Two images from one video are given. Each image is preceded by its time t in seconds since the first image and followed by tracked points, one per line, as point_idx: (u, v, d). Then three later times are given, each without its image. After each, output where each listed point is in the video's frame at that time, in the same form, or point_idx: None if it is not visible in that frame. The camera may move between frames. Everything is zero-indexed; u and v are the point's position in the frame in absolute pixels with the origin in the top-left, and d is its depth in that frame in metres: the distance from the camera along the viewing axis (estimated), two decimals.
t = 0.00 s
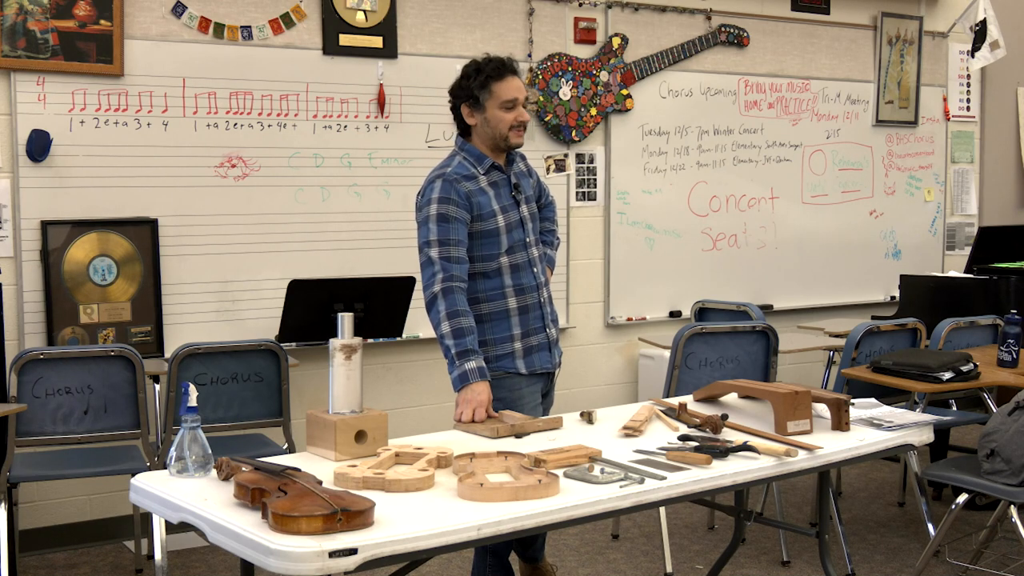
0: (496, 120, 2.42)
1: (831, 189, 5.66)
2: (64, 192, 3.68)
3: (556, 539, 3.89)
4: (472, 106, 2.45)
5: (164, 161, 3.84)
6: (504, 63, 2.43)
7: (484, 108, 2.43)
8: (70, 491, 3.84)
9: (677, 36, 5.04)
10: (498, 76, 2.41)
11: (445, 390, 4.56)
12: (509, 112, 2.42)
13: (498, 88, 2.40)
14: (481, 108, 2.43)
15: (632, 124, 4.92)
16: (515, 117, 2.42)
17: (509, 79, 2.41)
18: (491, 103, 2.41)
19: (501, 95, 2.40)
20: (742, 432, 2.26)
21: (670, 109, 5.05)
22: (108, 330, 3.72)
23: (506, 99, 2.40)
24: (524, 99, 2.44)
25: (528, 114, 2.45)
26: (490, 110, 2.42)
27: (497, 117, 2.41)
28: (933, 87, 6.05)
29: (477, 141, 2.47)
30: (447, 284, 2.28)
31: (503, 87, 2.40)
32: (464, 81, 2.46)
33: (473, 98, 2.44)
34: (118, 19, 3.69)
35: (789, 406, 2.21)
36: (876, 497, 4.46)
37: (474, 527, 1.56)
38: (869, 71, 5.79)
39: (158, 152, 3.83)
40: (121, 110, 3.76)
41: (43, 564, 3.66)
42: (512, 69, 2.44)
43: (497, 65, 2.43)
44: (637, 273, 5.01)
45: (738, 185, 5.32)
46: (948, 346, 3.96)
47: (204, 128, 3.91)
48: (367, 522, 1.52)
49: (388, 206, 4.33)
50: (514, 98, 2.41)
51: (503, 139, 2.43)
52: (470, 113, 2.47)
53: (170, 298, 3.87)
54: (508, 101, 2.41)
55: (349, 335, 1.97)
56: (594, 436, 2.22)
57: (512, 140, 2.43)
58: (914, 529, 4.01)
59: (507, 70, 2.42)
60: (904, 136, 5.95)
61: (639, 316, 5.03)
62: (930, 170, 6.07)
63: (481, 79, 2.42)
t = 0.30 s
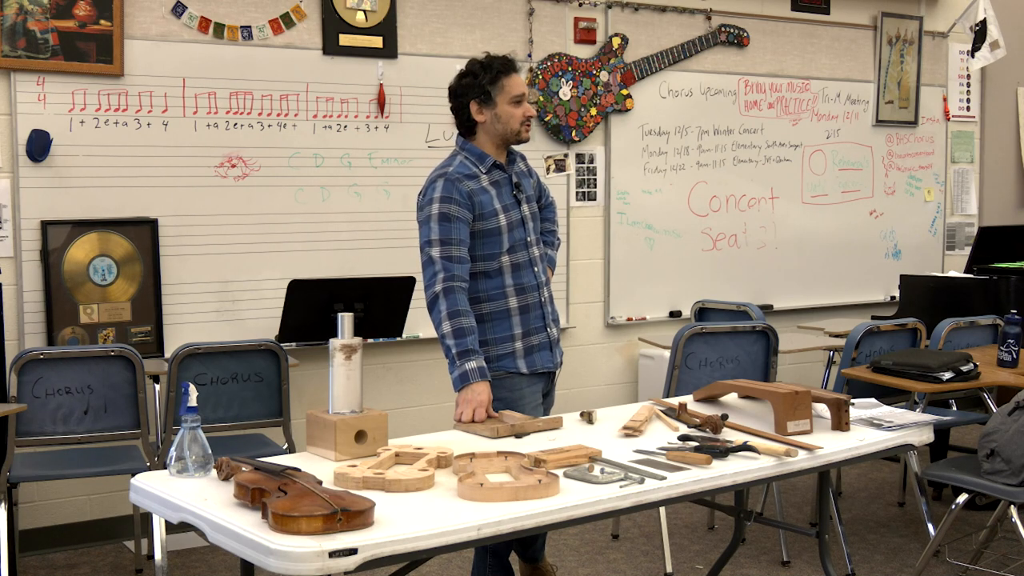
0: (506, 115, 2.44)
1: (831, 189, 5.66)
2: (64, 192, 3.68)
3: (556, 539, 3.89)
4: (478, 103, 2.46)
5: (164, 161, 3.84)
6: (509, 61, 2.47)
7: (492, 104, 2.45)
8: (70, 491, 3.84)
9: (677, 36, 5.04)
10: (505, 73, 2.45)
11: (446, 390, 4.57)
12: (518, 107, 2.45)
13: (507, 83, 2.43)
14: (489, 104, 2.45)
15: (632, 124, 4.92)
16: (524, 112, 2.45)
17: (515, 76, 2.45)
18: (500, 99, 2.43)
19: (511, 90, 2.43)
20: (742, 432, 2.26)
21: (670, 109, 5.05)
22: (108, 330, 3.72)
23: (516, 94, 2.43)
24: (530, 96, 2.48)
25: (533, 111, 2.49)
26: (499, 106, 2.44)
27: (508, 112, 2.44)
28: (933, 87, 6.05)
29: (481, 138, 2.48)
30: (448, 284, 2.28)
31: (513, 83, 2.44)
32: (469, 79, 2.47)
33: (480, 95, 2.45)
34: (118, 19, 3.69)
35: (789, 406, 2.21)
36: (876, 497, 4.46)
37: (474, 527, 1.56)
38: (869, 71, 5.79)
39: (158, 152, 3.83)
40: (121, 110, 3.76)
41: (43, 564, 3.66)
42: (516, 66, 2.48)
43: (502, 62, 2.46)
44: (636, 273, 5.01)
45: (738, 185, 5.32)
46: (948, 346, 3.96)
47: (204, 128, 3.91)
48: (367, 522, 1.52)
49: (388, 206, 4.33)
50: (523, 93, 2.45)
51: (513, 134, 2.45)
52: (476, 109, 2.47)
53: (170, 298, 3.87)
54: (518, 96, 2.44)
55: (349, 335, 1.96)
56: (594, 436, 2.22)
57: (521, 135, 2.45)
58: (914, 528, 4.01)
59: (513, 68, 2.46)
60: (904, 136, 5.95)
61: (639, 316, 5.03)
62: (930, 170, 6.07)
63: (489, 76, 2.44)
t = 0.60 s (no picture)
0: (503, 114, 2.43)
1: (831, 189, 5.66)
2: (64, 192, 3.68)
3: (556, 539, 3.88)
4: (479, 101, 2.46)
5: (164, 161, 3.84)
6: (511, 60, 2.46)
7: (492, 103, 2.44)
8: (70, 491, 3.84)
9: (677, 36, 5.04)
10: (506, 73, 2.44)
11: (446, 390, 4.57)
12: (516, 107, 2.44)
13: (504, 82, 2.42)
14: (488, 103, 2.44)
15: (632, 124, 4.92)
16: (522, 113, 2.44)
17: (513, 75, 2.44)
18: (496, 98, 2.43)
19: (507, 90, 2.42)
20: (742, 432, 2.26)
21: (670, 109, 5.05)
22: (108, 330, 3.72)
23: (514, 94, 2.42)
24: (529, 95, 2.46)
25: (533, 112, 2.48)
26: (497, 104, 2.43)
27: (504, 111, 2.43)
28: (933, 87, 6.05)
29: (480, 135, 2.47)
30: (447, 284, 2.28)
31: (509, 82, 2.43)
32: (469, 78, 2.48)
33: (480, 93, 2.45)
34: (118, 19, 3.69)
35: (788, 406, 2.21)
36: (876, 497, 4.46)
37: (474, 527, 1.56)
38: (869, 71, 5.79)
39: (158, 152, 3.83)
40: (121, 110, 3.76)
41: (43, 564, 3.66)
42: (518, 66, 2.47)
43: (504, 62, 2.46)
44: (636, 273, 5.01)
45: (738, 185, 5.32)
46: (948, 346, 3.96)
47: (204, 128, 3.91)
48: (367, 522, 1.52)
49: (388, 206, 4.33)
50: (521, 93, 2.44)
51: (509, 133, 2.44)
52: (476, 108, 2.47)
53: (170, 299, 3.87)
54: (516, 96, 2.43)
55: (349, 335, 1.96)
56: (594, 436, 2.22)
57: (517, 135, 2.44)
58: (914, 529, 4.01)
59: (514, 68, 2.45)
60: (904, 136, 5.95)
61: (639, 316, 5.03)
62: (930, 170, 6.07)
63: (489, 74, 2.44)
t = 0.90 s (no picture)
0: (500, 111, 2.44)
1: (831, 189, 5.66)
2: (64, 192, 3.68)
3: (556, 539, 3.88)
4: (479, 98, 2.47)
5: (164, 161, 3.84)
6: (512, 59, 2.46)
7: (492, 101, 2.45)
8: (69, 491, 3.84)
9: (677, 36, 5.04)
10: (507, 71, 2.44)
11: (445, 390, 4.57)
12: (514, 106, 2.44)
13: (503, 81, 2.43)
14: (489, 101, 2.45)
15: (632, 124, 4.92)
16: (521, 112, 2.44)
17: (514, 73, 2.44)
18: (495, 96, 2.44)
19: (505, 88, 2.43)
20: (742, 432, 2.26)
21: (670, 109, 5.05)
22: (108, 330, 3.72)
23: (511, 93, 2.43)
24: (529, 93, 2.46)
25: (532, 110, 2.48)
26: (496, 103, 2.44)
27: (501, 109, 2.44)
28: (933, 87, 6.05)
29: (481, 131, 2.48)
30: (433, 276, 2.27)
31: (507, 81, 2.43)
32: (471, 75, 2.49)
33: (481, 90, 2.46)
34: (118, 19, 3.69)
35: (788, 406, 2.21)
36: (876, 497, 4.46)
37: (474, 527, 1.56)
38: (869, 71, 5.79)
39: (158, 152, 3.83)
40: (121, 110, 3.76)
41: (43, 564, 3.66)
42: (520, 65, 2.47)
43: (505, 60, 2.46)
44: (636, 273, 5.01)
45: (738, 185, 5.32)
46: (948, 346, 3.96)
47: (204, 128, 3.91)
48: (367, 522, 1.52)
49: (388, 206, 4.33)
50: (520, 92, 2.44)
51: (507, 132, 2.44)
52: (475, 105, 2.49)
53: (170, 299, 3.87)
54: (515, 95, 2.43)
55: (349, 335, 1.96)
56: (594, 436, 2.22)
57: (515, 134, 2.44)
58: (914, 529, 4.01)
59: (514, 66, 2.46)
60: (904, 136, 5.95)
61: (639, 316, 5.03)
62: (930, 170, 6.07)
63: (489, 72, 2.45)
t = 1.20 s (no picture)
0: (496, 117, 2.45)
1: (831, 189, 5.66)
2: (64, 192, 3.68)
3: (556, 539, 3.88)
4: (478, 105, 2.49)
5: (164, 161, 3.84)
6: (501, 61, 2.46)
7: (489, 106, 2.46)
8: (69, 491, 3.83)
9: (677, 36, 5.04)
10: (497, 73, 2.44)
11: (445, 390, 4.57)
12: (510, 108, 2.44)
13: (494, 87, 2.44)
14: (486, 106, 2.47)
15: (632, 124, 4.92)
16: (518, 112, 2.44)
17: (505, 75, 2.44)
18: (490, 103, 2.46)
19: (498, 93, 2.44)
20: (742, 432, 2.26)
21: (670, 109, 5.05)
22: (108, 330, 3.72)
23: (505, 95, 2.43)
24: (524, 91, 2.45)
25: (532, 108, 2.46)
26: (492, 108, 2.46)
27: (497, 114, 2.45)
28: (933, 87, 6.05)
29: (486, 135, 2.50)
30: (428, 252, 2.24)
31: (498, 85, 2.43)
32: (469, 83, 2.52)
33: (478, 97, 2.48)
34: (118, 19, 3.69)
35: (788, 406, 2.21)
36: (876, 497, 4.46)
37: (474, 527, 1.56)
38: (869, 71, 5.79)
39: (158, 153, 3.83)
40: (121, 110, 3.76)
41: (43, 564, 3.66)
42: (511, 65, 2.46)
43: (496, 63, 2.46)
44: (636, 273, 5.01)
45: (738, 185, 5.32)
46: (948, 346, 3.96)
47: (204, 128, 3.91)
48: (367, 522, 1.52)
49: (389, 206, 4.33)
50: (514, 93, 2.43)
51: (508, 134, 2.45)
52: (477, 113, 2.52)
53: (170, 299, 3.87)
54: (507, 96, 2.43)
55: (349, 335, 1.97)
56: (594, 436, 2.22)
57: (517, 135, 2.45)
58: (914, 528, 4.01)
59: (505, 67, 2.45)
60: (904, 136, 5.95)
61: (639, 316, 5.03)
62: (930, 170, 6.07)
63: (480, 80, 2.46)
